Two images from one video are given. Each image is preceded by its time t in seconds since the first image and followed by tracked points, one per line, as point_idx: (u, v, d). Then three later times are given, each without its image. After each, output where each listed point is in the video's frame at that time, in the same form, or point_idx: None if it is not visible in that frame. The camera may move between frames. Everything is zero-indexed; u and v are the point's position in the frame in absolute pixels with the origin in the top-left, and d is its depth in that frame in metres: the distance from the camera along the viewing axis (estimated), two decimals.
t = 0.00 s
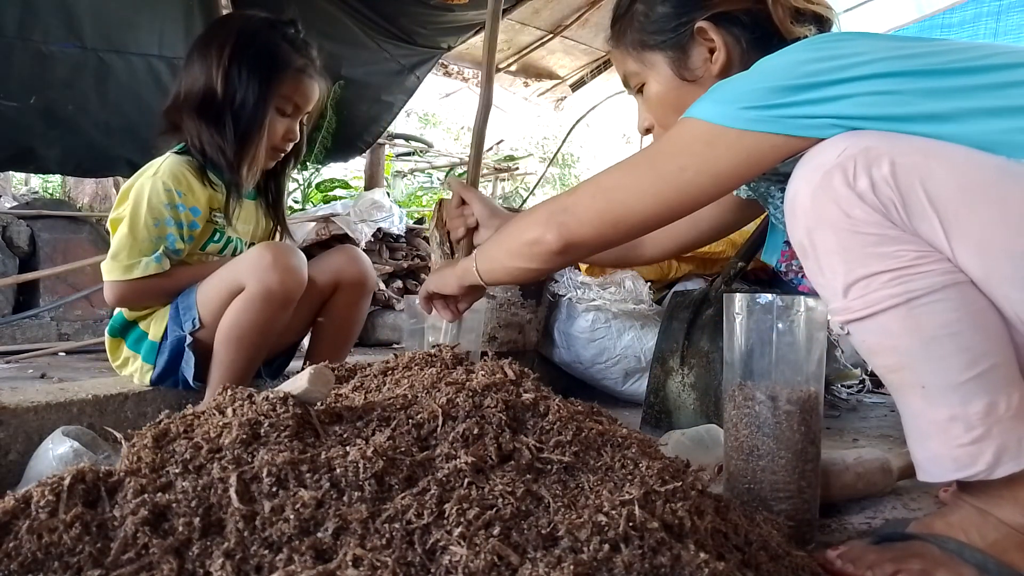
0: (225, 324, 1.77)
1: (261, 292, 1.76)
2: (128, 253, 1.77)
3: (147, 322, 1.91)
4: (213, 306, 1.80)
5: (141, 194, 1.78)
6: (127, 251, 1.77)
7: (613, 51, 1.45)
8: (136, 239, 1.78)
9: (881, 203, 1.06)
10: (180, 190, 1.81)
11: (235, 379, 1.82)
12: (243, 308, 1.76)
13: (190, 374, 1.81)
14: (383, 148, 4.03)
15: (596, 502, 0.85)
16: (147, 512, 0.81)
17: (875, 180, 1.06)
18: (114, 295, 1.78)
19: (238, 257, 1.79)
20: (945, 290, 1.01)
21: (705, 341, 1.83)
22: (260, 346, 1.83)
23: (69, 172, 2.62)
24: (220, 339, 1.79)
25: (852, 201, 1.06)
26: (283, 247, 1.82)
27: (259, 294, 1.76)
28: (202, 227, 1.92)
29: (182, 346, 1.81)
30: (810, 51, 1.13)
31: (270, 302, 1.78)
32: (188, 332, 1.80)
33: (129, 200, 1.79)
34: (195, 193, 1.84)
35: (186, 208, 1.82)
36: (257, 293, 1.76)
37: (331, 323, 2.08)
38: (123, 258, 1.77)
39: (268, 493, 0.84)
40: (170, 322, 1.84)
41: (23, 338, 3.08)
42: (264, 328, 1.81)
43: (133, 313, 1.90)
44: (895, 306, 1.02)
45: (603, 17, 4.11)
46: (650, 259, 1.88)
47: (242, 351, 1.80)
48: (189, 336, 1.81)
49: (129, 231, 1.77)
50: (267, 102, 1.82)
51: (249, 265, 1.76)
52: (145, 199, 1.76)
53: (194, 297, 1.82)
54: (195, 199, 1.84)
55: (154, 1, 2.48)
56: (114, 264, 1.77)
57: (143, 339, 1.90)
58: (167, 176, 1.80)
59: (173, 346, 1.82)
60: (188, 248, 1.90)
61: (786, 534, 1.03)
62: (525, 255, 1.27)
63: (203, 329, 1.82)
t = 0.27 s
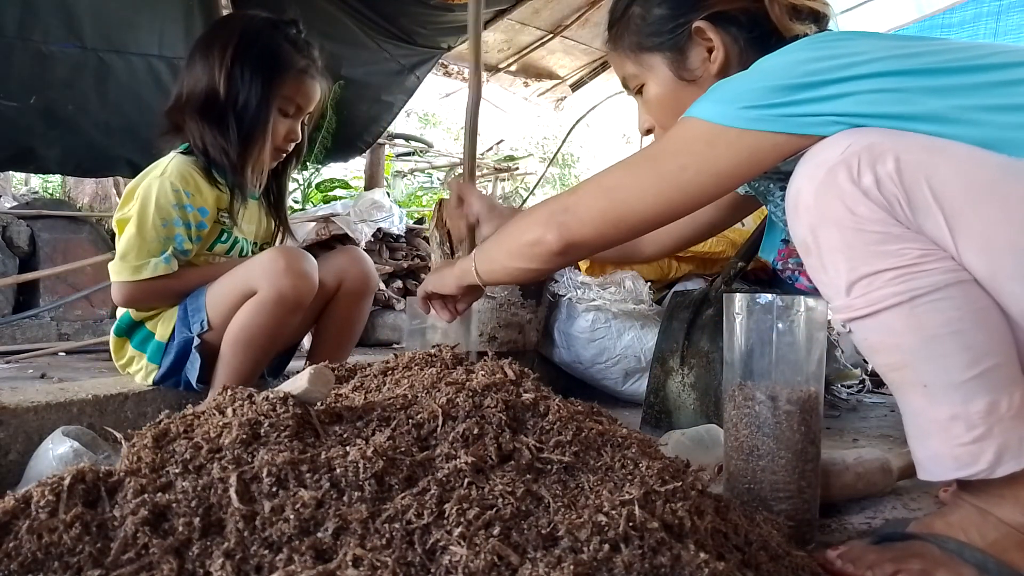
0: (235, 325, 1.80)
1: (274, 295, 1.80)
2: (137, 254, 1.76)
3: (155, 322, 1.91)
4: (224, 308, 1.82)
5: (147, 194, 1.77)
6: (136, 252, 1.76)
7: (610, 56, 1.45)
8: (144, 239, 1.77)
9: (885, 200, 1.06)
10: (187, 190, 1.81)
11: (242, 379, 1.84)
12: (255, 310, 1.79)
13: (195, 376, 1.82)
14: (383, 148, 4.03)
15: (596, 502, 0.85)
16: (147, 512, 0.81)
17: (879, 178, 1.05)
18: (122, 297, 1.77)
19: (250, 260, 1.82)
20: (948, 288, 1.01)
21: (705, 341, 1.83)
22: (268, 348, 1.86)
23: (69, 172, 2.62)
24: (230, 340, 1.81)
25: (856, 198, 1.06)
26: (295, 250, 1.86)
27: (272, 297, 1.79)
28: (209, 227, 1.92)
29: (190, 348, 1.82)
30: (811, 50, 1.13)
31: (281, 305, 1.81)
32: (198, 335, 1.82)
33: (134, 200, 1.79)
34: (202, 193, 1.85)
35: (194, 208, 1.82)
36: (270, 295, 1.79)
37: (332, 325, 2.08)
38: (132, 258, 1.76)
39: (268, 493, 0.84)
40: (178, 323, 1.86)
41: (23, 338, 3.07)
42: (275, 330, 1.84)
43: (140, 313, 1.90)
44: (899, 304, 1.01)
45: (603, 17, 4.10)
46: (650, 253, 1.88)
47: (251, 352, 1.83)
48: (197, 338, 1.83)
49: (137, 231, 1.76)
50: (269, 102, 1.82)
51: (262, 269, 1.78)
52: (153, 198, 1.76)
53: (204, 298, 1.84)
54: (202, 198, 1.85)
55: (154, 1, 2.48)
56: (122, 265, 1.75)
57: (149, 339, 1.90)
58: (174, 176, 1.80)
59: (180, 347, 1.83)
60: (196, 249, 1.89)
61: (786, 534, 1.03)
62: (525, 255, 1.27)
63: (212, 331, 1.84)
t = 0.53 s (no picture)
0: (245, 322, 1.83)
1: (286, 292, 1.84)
2: (143, 255, 1.76)
3: (159, 322, 1.90)
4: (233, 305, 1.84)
5: (153, 195, 1.77)
6: (142, 253, 1.76)
7: (612, 58, 1.46)
8: (150, 240, 1.77)
9: (885, 201, 1.06)
10: (192, 191, 1.81)
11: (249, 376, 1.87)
12: (265, 307, 1.82)
13: (196, 376, 1.84)
14: (383, 148, 4.03)
15: (596, 502, 0.85)
16: (147, 512, 0.81)
17: (879, 179, 1.05)
18: (129, 297, 1.77)
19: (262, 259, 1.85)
20: (949, 288, 1.01)
21: (705, 341, 1.83)
22: (276, 346, 1.88)
23: (69, 172, 2.62)
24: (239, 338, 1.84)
25: (856, 199, 1.06)
26: (306, 250, 1.90)
27: (283, 294, 1.83)
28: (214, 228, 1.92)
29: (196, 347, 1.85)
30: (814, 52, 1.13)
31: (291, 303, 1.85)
32: (205, 334, 1.85)
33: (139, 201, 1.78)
34: (207, 194, 1.85)
35: (199, 210, 1.82)
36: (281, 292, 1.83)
37: (334, 324, 2.08)
38: (137, 260, 1.75)
39: (268, 493, 0.84)
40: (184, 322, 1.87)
41: (23, 338, 3.07)
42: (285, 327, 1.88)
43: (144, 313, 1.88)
44: (899, 304, 1.01)
45: (603, 17, 4.10)
46: (659, 255, 1.87)
47: (258, 350, 1.85)
48: (203, 338, 1.85)
49: (143, 232, 1.76)
50: (272, 104, 1.82)
51: (274, 267, 1.82)
52: (158, 200, 1.76)
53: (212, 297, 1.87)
54: (207, 199, 1.85)
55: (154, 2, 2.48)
56: (128, 266, 1.75)
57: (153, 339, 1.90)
58: (179, 177, 1.80)
59: (185, 346, 1.85)
60: (201, 249, 1.89)
61: (786, 534, 1.03)
62: (529, 258, 1.27)
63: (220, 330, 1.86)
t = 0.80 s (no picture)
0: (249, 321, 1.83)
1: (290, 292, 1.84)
2: (144, 255, 1.75)
3: (160, 322, 1.90)
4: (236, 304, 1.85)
5: (152, 196, 1.77)
6: (142, 254, 1.75)
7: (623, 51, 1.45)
8: (150, 241, 1.77)
9: (879, 204, 1.06)
10: (192, 191, 1.81)
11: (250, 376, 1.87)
12: (268, 307, 1.82)
13: (196, 376, 1.83)
14: (383, 148, 4.03)
15: (596, 502, 0.85)
16: (147, 512, 0.81)
17: (874, 182, 1.05)
18: (130, 297, 1.77)
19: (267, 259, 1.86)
20: (945, 290, 1.01)
21: (705, 341, 1.83)
22: (278, 345, 1.88)
23: (69, 172, 2.62)
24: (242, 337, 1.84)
25: (852, 202, 1.06)
26: (309, 250, 1.91)
27: (286, 293, 1.83)
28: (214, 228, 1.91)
29: (199, 347, 1.84)
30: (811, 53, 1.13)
31: (295, 302, 1.85)
32: (208, 333, 1.84)
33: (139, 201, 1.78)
34: (207, 194, 1.84)
35: (199, 210, 1.82)
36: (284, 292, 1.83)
37: (333, 325, 2.08)
38: (138, 260, 1.75)
39: (268, 493, 0.84)
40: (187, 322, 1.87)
41: (23, 338, 3.07)
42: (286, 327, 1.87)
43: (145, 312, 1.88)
44: (895, 306, 1.02)
45: (603, 17, 4.09)
46: (682, 260, 1.82)
47: (260, 349, 1.85)
48: (206, 337, 1.84)
49: (143, 233, 1.75)
50: (270, 105, 1.82)
51: (278, 267, 1.83)
52: (158, 201, 1.76)
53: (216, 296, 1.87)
54: (207, 199, 1.84)
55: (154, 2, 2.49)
56: (129, 267, 1.75)
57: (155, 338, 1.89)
58: (179, 178, 1.80)
59: (188, 346, 1.84)
60: (201, 249, 1.89)
61: (786, 534, 1.03)
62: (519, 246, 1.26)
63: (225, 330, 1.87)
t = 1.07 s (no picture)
0: (249, 320, 1.83)
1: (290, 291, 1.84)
2: (144, 255, 1.75)
3: (161, 321, 1.90)
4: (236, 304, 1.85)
5: (153, 195, 1.77)
6: (143, 253, 1.75)
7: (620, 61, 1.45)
8: (151, 241, 1.76)
9: (876, 204, 1.06)
10: (192, 191, 1.81)
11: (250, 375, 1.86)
12: (268, 306, 1.82)
13: (197, 376, 1.83)
14: (383, 148, 4.03)
15: (596, 502, 0.85)
16: (147, 512, 0.81)
17: (872, 182, 1.05)
18: (130, 297, 1.77)
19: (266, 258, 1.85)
20: (943, 290, 1.01)
21: (705, 341, 1.83)
22: (278, 344, 1.88)
23: (69, 172, 2.61)
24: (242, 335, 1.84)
25: (850, 202, 1.06)
26: (309, 249, 1.90)
27: (286, 293, 1.83)
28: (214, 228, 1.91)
29: (199, 346, 1.84)
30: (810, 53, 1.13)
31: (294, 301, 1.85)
32: (208, 332, 1.84)
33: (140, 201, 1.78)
34: (207, 194, 1.84)
35: (200, 210, 1.82)
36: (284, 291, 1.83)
37: (334, 324, 2.08)
38: (139, 259, 1.75)
39: (268, 493, 0.84)
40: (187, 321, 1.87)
41: (23, 338, 3.07)
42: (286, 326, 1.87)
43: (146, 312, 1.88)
44: (893, 306, 1.02)
45: (603, 17, 4.09)
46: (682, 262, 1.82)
47: (261, 348, 1.85)
48: (206, 336, 1.85)
49: (143, 232, 1.75)
50: (271, 106, 1.82)
51: (278, 266, 1.83)
52: (158, 201, 1.76)
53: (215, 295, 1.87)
54: (207, 199, 1.84)
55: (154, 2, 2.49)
56: (129, 266, 1.75)
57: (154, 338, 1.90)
58: (179, 177, 1.80)
59: (188, 345, 1.85)
60: (201, 249, 1.89)
61: (786, 534, 1.03)
62: (518, 236, 1.26)
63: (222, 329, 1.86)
